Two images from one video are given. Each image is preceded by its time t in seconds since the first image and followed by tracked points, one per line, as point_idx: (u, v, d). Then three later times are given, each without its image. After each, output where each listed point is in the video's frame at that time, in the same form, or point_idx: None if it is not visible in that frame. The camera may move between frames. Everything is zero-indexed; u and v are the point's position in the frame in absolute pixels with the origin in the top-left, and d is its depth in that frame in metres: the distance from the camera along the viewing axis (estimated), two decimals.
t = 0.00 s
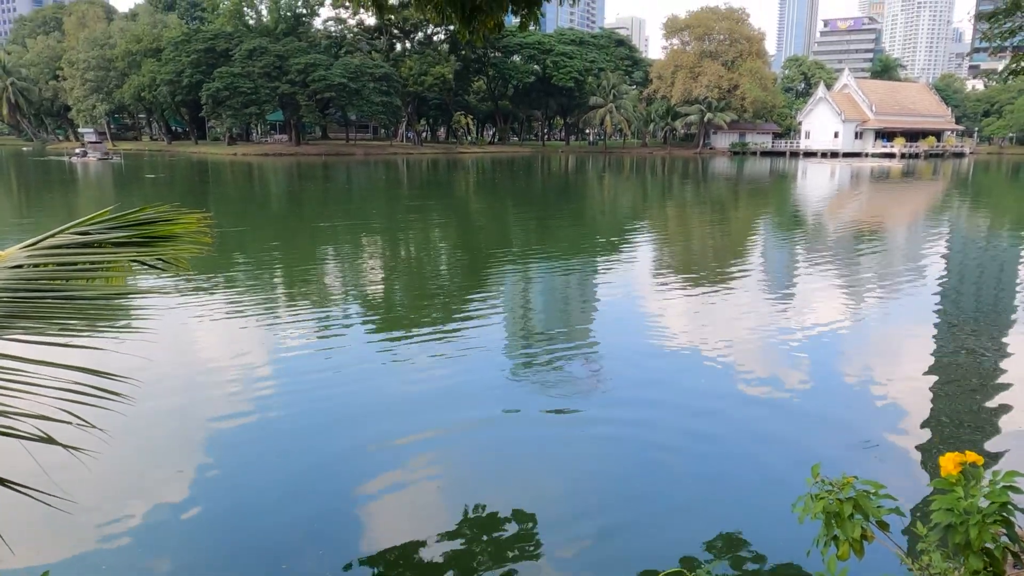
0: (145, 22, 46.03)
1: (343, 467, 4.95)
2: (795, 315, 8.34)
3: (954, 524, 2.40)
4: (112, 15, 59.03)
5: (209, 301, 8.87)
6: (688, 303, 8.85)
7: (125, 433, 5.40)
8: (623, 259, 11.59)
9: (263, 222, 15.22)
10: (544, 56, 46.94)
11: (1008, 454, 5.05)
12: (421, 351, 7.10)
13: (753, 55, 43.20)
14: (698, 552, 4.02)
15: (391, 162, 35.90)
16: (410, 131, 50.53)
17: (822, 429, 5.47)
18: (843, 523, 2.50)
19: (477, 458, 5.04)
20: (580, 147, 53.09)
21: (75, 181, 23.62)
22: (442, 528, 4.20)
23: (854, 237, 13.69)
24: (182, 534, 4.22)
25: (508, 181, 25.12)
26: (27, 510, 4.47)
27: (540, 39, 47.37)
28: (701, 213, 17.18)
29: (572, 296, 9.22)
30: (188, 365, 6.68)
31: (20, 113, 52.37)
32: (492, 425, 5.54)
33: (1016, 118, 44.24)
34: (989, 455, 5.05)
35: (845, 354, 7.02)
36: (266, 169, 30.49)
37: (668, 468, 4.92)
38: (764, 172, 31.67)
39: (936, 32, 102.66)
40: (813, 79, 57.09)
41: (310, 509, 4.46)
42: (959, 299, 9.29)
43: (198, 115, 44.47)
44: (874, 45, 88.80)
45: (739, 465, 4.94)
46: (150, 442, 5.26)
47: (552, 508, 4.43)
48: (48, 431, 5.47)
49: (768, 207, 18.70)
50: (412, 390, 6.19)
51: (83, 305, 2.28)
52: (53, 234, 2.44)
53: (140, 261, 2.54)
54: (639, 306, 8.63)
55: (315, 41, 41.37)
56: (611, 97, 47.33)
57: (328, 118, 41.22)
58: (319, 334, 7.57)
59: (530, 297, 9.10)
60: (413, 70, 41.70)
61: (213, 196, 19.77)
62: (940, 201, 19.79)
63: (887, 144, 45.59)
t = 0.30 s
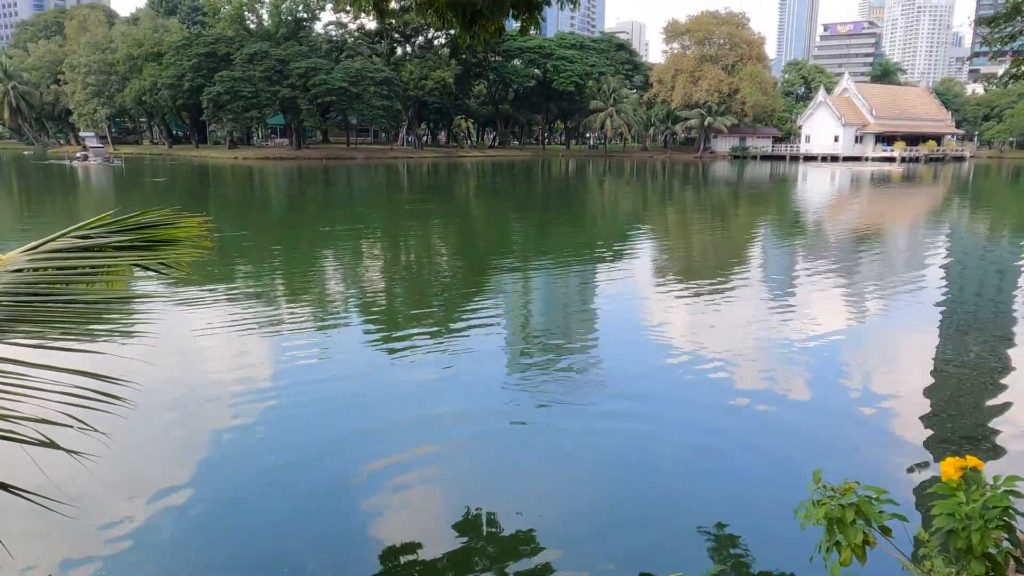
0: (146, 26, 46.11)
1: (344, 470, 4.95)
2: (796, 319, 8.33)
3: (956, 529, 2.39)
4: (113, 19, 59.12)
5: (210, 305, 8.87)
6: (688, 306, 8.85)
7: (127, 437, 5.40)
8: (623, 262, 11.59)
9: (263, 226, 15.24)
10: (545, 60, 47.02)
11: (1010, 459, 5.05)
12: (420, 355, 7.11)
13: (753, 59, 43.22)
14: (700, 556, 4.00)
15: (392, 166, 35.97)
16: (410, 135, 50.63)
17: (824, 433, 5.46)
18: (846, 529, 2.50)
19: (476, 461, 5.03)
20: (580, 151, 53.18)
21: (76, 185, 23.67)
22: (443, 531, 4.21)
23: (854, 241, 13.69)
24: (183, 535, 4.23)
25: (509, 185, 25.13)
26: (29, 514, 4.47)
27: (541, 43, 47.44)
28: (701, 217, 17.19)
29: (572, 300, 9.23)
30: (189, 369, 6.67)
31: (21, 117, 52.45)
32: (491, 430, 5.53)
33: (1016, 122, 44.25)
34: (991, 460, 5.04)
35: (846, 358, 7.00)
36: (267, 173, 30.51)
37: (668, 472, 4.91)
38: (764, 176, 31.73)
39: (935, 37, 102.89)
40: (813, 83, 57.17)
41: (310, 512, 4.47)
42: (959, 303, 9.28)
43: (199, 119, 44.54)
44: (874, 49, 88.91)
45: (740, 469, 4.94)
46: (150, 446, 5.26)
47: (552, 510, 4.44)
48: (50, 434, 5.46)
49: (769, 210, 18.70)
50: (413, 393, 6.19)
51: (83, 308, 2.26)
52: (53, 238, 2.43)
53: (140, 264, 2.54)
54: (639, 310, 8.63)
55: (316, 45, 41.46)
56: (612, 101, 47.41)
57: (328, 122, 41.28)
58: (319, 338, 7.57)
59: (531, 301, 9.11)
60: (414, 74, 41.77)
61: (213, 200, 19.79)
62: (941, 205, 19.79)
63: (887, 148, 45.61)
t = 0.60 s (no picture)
0: (148, 28, 46.19)
1: (345, 472, 4.95)
2: (797, 320, 8.33)
3: (959, 532, 2.38)
4: (114, 21, 59.25)
5: (211, 306, 8.88)
6: (688, 308, 8.85)
7: (127, 438, 5.40)
8: (624, 264, 11.60)
9: (264, 227, 15.24)
10: (546, 62, 47.04)
11: (1012, 461, 5.04)
12: (421, 357, 7.11)
13: (754, 61, 43.19)
14: (699, 557, 4.00)
15: (393, 168, 36.02)
16: (411, 137, 50.69)
17: (825, 433, 5.48)
18: (849, 531, 2.48)
19: (476, 462, 5.04)
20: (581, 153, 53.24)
21: (78, 187, 23.72)
22: (447, 531, 4.21)
23: (855, 243, 13.67)
24: (186, 536, 4.22)
25: (509, 187, 25.14)
26: (29, 515, 4.46)
27: (542, 45, 47.52)
28: (702, 219, 17.20)
29: (572, 302, 9.22)
30: (190, 371, 6.67)
31: (23, 119, 52.52)
32: (491, 431, 5.53)
33: (1016, 124, 44.29)
34: (993, 462, 5.03)
35: (846, 360, 7.01)
36: (268, 174, 30.55)
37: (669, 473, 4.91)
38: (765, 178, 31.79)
39: (936, 39, 102.97)
40: (814, 85, 57.19)
41: (313, 513, 4.47)
42: (960, 305, 9.27)
43: (200, 121, 44.57)
44: (875, 51, 89.03)
45: (742, 470, 4.95)
46: (150, 447, 5.25)
47: (555, 511, 4.44)
48: (50, 436, 5.46)
49: (769, 212, 18.69)
50: (414, 394, 6.20)
51: (85, 310, 2.26)
52: (53, 239, 2.43)
53: (141, 266, 2.53)
54: (639, 312, 8.64)
55: (318, 48, 41.59)
56: (612, 103, 47.44)
57: (330, 124, 41.35)
58: (320, 340, 7.57)
59: (531, 303, 9.10)
60: (415, 77, 41.87)
61: (215, 202, 19.84)
62: (942, 208, 19.79)
63: (888, 150, 45.61)
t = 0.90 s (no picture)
0: (150, 30, 46.24)
1: (347, 471, 4.97)
2: (800, 322, 8.31)
3: (964, 534, 2.37)
4: (116, 23, 59.38)
5: (213, 307, 8.88)
6: (690, 310, 8.85)
7: (129, 438, 5.41)
8: (626, 265, 11.64)
9: (267, 229, 15.24)
10: (547, 64, 47.10)
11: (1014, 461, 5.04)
12: (422, 357, 7.13)
13: (756, 63, 43.20)
14: (700, 557, 4.00)
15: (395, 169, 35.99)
16: (413, 138, 50.72)
17: (829, 435, 5.46)
18: (853, 533, 2.48)
19: (477, 462, 5.05)
20: (582, 155, 53.22)
21: (81, 188, 23.74)
22: (448, 532, 4.21)
23: (857, 245, 13.66)
24: (187, 536, 4.23)
25: (511, 189, 25.21)
26: (32, 515, 4.47)
27: (544, 47, 47.55)
28: (703, 221, 17.22)
29: (574, 304, 9.20)
30: (192, 372, 6.68)
31: (25, 121, 52.59)
32: (493, 431, 5.54)
33: (1018, 126, 44.23)
34: (996, 463, 5.02)
35: (848, 361, 7.01)
36: (270, 176, 30.55)
37: (669, 474, 4.92)
38: (767, 180, 31.81)
39: (938, 40, 102.75)
40: (815, 86, 57.14)
41: (314, 513, 4.47)
42: (963, 307, 9.25)
43: (202, 122, 44.55)
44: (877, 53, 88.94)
45: (744, 471, 4.94)
46: (153, 448, 5.26)
47: (557, 512, 4.44)
48: (53, 437, 5.47)
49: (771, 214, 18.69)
50: (415, 396, 6.19)
51: (87, 311, 2.26)
52: (56, 240, 2.43)
53: (143, 266, 2.53)
54: (640, 313, 8.64)
55: (320, 49, 41.66)
56: (614, 105, 47.46)
57: (332, 125, 41.38)
58: (322, 341, 7.59)
59: (533, 305, 9.09)
60: (417, 78, 41.93)
61: (217, 203, 19.89)
62: (944, 209, 19.75)
63: (890, 152, 45.56)
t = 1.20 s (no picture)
0: (152, 31, 46.31)
1: (350, 472, 4.96)
2: (801, 323, 8.30)
3: (969, 534, 2.37)
4: (118, 24, 59.43)
5: (214, 307, 8.89)
6: (690, 310, 8.86)
7: (132, 438, 5.40)
8: (627, 266, 11.70)
9: (268, 230, 15.27)
10: (548, 66, 47.17)
11: (1019, 461, 5.04)
12: (424, 357, 7.15)
13: (757, 64, 43.21)
14: (704, 557, 4.00)
15: (398, 172, 35.86)
16: (414, 139, 50.73)
17: (831, 436, 5.46)
18: (857, 532, 2.47)
19: (479, 463, 5.05)
20: (584, 156, 53.21)
21: (83, 189, 23.82)
22: (451, 534, 4.20)
23: (858, 246, 13.63)
24: (189, 536, 4.23)
25: (512, 189, 25.35)
26: (36, 515, 4.46)
27: (545, 48, 47.58)
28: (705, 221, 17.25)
29: (575, 304, 9.21)
30: (194, 371, 6.69)
31: (27, 122, 52.68)
32: (493, 432, 5.54)
33: (1020, 127, 44.17)
34: (1001, 463, 5.02)
35: (850, 362, 7.02)
36: (272, 178, 30.57)
37: (671, 472, 4.94)
38: (768, 181, 31.76)
39: (940, 41, 102.54)
40: (817, 88, 57.06)
41: (315, 513, 4.46)
42: (964, 308, 9.23)
43: (204, 124, 44.54)
44: (879, 54, 88.83)
45: (747, 472, 4.93)
46: (156, 448, 5.26)
47: (559, 513, 4.43)
48: (56, 436, 5.47)
49: (773, 215, 18.65)
50: (416, 396, 6.19)
51: (90, 309, 2.25)
52: (59, 240, 2.42)
53: (146, 266, 2.52)
54: (641, 314, 8.66)
55: (321, 51, 41.66)
56: (616, 106, 47.48)
57: (333, 127, 41.40)
58: (323, 341, 7.60)
59: (533, 306, 9.09)
60: (418, 79, 41.97)
61: (219, 204, 19.98)
62: (946, 210, 19.70)
63: (892, 153, 45.50)
